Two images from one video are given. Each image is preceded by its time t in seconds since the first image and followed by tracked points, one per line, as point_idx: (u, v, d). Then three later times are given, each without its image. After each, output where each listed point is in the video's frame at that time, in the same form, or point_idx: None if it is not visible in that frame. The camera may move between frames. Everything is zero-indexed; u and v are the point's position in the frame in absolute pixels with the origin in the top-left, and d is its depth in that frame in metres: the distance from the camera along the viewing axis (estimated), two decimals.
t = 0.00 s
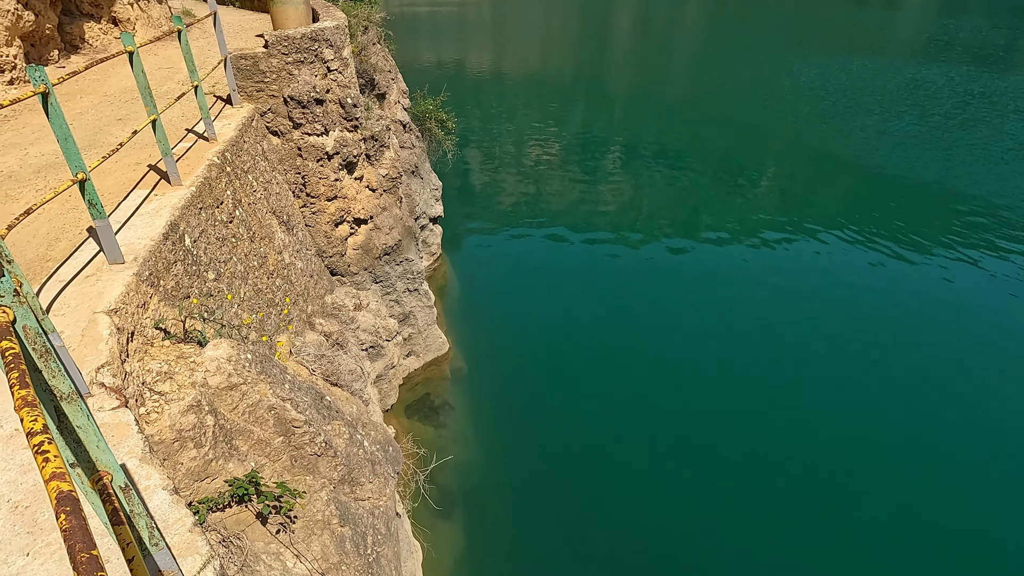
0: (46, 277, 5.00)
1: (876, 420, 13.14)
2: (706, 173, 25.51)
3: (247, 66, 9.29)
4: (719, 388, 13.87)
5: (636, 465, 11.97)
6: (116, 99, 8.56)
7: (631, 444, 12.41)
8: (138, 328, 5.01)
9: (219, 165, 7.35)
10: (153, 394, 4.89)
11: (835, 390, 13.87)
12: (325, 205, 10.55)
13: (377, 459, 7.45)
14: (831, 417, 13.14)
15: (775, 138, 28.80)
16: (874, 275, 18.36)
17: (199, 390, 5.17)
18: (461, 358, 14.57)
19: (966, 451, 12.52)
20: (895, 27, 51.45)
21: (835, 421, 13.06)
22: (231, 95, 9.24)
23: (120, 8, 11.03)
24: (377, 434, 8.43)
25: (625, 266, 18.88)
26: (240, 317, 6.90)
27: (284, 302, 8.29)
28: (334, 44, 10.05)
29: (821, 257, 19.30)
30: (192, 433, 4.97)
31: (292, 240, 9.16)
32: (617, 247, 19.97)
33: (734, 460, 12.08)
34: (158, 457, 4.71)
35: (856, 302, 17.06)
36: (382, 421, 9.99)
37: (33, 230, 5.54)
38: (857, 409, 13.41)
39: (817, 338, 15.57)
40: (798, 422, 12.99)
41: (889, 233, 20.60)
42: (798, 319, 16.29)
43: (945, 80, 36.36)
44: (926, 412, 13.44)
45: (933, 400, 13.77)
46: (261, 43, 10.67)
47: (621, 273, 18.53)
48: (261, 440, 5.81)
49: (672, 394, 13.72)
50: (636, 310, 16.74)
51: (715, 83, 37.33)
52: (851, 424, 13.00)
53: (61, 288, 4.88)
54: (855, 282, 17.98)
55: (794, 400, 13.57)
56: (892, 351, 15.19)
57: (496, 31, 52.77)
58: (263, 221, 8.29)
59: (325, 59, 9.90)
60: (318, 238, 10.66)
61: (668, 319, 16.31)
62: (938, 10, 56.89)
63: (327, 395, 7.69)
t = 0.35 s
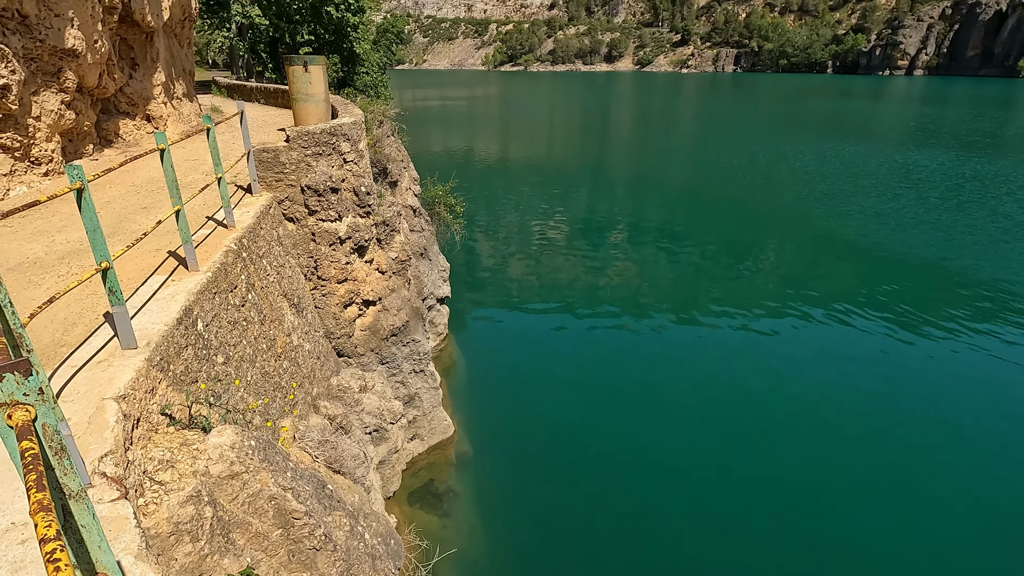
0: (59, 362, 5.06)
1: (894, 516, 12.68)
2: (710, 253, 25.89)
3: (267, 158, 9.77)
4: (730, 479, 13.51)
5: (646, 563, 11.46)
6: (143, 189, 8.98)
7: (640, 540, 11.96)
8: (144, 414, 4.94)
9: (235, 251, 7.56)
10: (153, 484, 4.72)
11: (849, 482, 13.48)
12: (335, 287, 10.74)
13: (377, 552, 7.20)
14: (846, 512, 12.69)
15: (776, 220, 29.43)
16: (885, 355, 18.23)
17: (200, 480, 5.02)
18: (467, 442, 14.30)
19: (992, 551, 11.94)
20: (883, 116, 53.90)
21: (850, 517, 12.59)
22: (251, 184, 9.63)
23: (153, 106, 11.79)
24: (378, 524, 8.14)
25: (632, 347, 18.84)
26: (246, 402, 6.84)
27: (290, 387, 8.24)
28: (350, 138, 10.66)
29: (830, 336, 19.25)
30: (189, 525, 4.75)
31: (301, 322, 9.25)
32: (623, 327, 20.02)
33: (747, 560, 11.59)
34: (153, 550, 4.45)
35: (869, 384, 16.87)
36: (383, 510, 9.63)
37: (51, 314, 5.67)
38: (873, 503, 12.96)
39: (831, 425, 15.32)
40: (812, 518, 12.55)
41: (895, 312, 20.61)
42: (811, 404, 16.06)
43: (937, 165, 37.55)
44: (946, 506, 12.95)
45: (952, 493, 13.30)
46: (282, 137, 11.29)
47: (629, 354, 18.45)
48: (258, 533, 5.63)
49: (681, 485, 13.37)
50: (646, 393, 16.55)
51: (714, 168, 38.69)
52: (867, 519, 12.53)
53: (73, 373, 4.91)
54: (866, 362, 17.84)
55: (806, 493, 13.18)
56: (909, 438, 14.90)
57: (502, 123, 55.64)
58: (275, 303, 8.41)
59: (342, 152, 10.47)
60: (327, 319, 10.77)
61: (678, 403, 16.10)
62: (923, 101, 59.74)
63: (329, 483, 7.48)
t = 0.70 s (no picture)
0: (69, 404, 5.06)
1: (915, 561, 12.24)
2: (717, 291, 25.86)
3: (280, 201, 9.94)
4: (743, 524, 13.14)
5: None
6: (158, 230, 9.16)
7: None
8: (150, 457, 4.89)
9: (246, 291, 7.63)
10: (156, 529, 4.63)
11: (867, 526, 13.07)
12: (342, 326, 10.75)
13: None
14: (864, 557, 12.28)
15: (781, 258, 29.47)
16: (896, 392, 18.02)
17: (204, 525, 4.92)
18: (473, 485, 14.04)
19: None
20: (884, 156, 54.52)
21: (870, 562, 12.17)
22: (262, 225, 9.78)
23: (171, 150, 12.12)
24: (382, 571, 7.96)
25: (641, 387, 18.62)
26: (252, 445, 6.78)
27: (296, 429, 8.18)
28: (360, 180, 10.91)
29: (840, 375, 19.04)
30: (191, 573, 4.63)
31: (308, 361, 9.25)
32: (631, 367, 19.84)
33: None
34: None
35: (883, 422, 16.59)
36: (387, 557, 9.39)
37: (64, 355, 5.71)
38: (893, 548, 12.54)
39: (848, 465, 14.99)
40: (830, 563, 12.14)
41: (906, 349, 20.43)
42: (825, 444, 15.76)
43: (941, 203, 37.75)
44: (969, 551, 12.51)
45: (974, 537, 12.87)
46: (294, 179, 11.54)
47: (638, 394, 18.25)
48: None
49: (693, 529, 13.01)
50: (656, 433, 16.31)
51: (718, 207, 38.98)
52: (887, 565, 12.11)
53: (82, 415, 4.90)
54: (878, 400, 17.60)
55: (822, 538, 12.78)
56: (929, 477, 14.58)
57: (508, 163, 56.57)
58: (283, 343, 8.43)
59: (352, 194, 10.70)
60: (334, 358, 10.76)
61: (690, 444, 15.83)
62: (923, 141, 60.51)
63: (334, 528, 7.36)
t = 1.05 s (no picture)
0: (77, 427, 5.06)
1: None
2: (724, 313, 25.73)
3: (289, 224, 10.02)
4: (753, 549, 12.90)
5: None
6: (168, 254, 9.25)
7: None
8: (156, 481, 4.86)
9: (254, 314, 7.66)
10: (161, 555, 4.59)
11: (881, 552, 12.79)
12: (349, 348, 10.75)
13: None
14: None
15: (788, 279, 29.36)
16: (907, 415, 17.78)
17: (209, 551, 4.86)
18: (479, 510, 13.87)
19: None
20: (890, 177, 54.60)
21: None
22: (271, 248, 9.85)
23: (182, 174, 12.30)
24: None
25: (650, 411, 18.37)
26: (257, 469, 6.74)
27: (302, 453, 8.14)
28: (369, 204, 11.00)
29: (851, 397, 18.79)
30: None
31: (314, 384, 9.24)
32: (638, 391, 19.62)
33: None
34: None
35: (897, 446, 16.30)
36: None
37: (73, 379, 5.72)
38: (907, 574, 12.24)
39: (864, 489, 14.68)
40: None
41: (916, 371, 20.23)
42: (840, 468, 15.46)
43: (948, 223, 37.63)
44: None
45: (992, 562, 12.54)
46: (303, 203, 11.66)
47: (646, 418, 18.01)
48: None
49: (701, 555, 12.77)
50: (666, 458, 16.05)
51: (724, 229, 39.01)
52: None
53: (90, 438, 4.89)
54: (891, 423, 17.33)
55: (835, 564, 12.49)
56: (947, 501, 14.27)
57: (514, 186, 56.98)
58: (289, 365, 8.43)
59: (360, 217, 10.77)
60: (340, 381, 10.73)
61: (701, 469, 15.55)
62: (929, 162, 60.59)
63: (339, 555, 7.26)
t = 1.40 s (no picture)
0: (85, 445, 5.05)
1: None
2: (731, 329, 25.57)
3: (297, 241, 10.08)
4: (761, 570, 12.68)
5: None
6: (178, 271, 9.31)
7: None
8: (162, 500, 4.83)
9: (262, 330, 7.68)
10: None
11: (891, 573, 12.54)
12: (355, 365, 10.76)
13: None
14: None
15: (796, 295, 29.20)
16: (917, 431, 17.55)
17: (214, 571, 4.80)
18: (485, 529, 13.73)
19: None
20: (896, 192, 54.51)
21: None
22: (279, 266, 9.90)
23: (193, 192, 12.43)
24: None
25: (655, 429, 18.15)
26: (264, 487, 6.70)
27: (308, 472, 8.10)
28: (376, 221, 11.06)
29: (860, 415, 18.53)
30: None
31: (320, 401, 9.22)
32: (643, 408, 19.43)
33: None
34: None
35: (909, 464, 16.01)
36: None
37: (83, 398, 5.74)
38: None
39: (875, 510, 14.40)
40: None
41: (926, 388, 19.95)
42: (850, 487, 15.19)
43: (957, 239, 37.38)
44: None
45: None
46: (311, 221, 11.78)
47: (651, 436, 17.78)
48: None
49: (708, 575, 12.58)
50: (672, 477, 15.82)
51: (730, 245, 38.97)
52: None
53: (97, 456, 4.88)
54: (902, 441, 17.05)
55: None
56: (961, 520, 13.99)
57: (520, 202, 57.26)
58: (296, 383, 8.42)
59: (368, 235, 10.84)
60: (346, 398, 10.71)
61: (709, 489, 15.30)
62: (936, 177, 60.42)
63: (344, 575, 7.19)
